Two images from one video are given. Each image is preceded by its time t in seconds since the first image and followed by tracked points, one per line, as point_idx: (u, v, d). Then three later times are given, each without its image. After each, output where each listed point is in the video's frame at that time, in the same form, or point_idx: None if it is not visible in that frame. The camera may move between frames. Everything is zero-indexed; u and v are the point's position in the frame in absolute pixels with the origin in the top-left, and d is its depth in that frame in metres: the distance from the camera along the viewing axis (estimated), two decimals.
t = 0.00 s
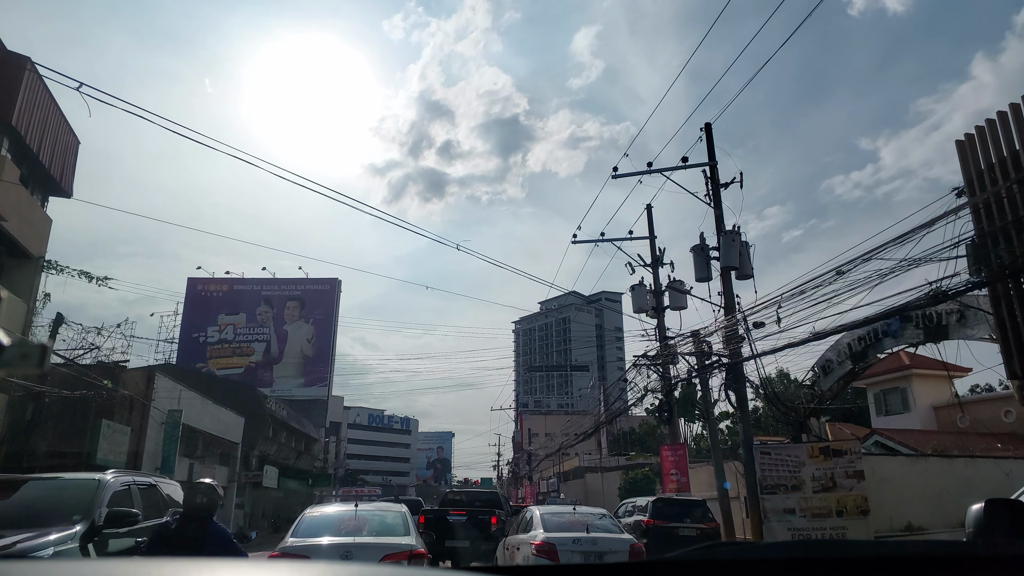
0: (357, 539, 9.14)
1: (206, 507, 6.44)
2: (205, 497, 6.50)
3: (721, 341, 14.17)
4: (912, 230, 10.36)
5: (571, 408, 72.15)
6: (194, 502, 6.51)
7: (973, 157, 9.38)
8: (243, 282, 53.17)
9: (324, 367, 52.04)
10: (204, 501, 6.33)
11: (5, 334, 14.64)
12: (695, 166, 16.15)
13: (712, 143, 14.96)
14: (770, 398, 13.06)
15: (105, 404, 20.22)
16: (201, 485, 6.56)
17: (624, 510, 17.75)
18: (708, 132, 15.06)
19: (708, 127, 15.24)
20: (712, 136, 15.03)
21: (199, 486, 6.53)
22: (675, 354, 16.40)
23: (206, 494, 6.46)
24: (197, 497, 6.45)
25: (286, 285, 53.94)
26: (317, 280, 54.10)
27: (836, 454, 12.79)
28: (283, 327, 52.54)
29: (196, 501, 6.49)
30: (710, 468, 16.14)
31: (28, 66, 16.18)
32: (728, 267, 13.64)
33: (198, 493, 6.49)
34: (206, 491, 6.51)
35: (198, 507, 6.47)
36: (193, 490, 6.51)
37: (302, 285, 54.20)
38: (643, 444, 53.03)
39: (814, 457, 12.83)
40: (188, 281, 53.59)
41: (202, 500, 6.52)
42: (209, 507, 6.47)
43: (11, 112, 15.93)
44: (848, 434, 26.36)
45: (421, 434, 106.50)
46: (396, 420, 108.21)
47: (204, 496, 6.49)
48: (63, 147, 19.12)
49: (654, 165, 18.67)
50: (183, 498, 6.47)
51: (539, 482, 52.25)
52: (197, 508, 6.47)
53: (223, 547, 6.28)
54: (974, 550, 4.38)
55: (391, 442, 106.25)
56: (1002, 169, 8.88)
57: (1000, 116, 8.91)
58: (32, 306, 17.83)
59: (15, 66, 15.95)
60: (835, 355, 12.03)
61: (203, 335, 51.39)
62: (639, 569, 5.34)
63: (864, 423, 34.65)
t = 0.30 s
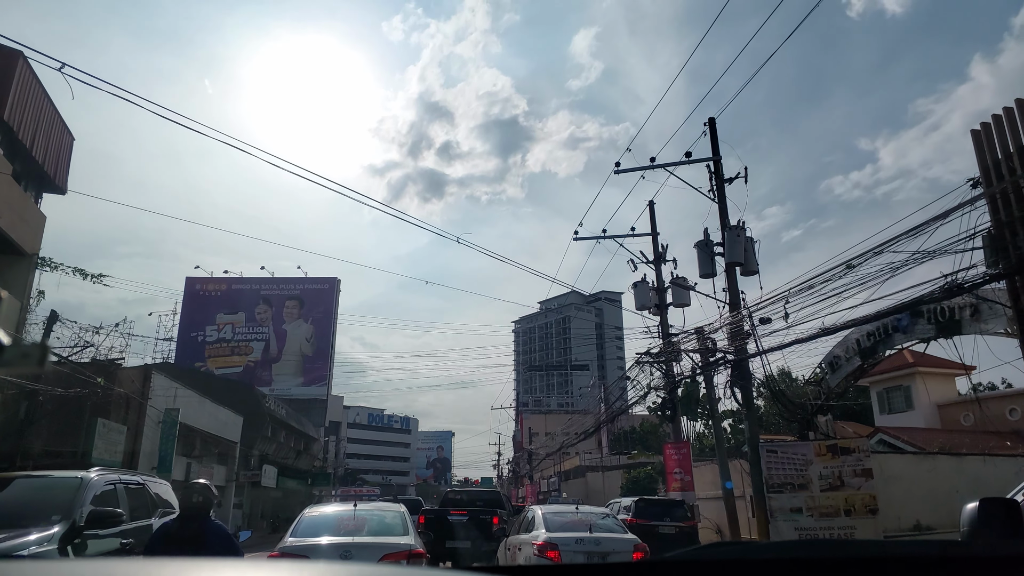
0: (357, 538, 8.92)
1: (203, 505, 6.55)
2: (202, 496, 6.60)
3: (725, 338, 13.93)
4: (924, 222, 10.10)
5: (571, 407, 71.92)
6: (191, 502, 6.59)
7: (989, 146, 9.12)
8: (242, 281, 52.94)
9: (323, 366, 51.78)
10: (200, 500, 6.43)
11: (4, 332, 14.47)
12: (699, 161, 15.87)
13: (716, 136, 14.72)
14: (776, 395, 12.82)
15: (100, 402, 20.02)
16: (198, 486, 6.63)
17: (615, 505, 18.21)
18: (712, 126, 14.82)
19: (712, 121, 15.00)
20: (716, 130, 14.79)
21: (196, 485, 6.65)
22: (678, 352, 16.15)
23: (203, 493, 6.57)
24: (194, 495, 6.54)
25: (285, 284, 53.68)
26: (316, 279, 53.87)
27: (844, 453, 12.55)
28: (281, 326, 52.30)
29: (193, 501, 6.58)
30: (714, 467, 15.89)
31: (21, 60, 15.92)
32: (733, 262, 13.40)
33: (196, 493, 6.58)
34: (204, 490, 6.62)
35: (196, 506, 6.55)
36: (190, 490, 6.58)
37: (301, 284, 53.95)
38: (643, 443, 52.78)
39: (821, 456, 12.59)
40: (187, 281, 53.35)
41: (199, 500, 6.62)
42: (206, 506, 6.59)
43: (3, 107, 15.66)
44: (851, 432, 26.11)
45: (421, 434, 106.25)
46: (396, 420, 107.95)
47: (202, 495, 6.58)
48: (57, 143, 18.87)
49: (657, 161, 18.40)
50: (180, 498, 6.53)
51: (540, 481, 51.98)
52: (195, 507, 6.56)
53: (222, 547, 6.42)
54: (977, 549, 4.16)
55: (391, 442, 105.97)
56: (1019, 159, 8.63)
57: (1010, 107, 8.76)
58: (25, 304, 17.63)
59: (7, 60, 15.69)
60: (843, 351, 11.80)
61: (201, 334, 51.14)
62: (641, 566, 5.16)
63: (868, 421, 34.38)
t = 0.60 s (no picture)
0: (355, 538, 8.68)
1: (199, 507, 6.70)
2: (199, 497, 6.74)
3: (730, 335, 13.67)
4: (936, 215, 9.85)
5: (571, 407, 71.70)
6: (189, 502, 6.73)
7: (1005, 136, 8.87)
8: (241, 280, 52.68)
9: (322, 365, 51.50)
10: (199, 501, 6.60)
11: None
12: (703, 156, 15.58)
13: (721, 130, 14.46)
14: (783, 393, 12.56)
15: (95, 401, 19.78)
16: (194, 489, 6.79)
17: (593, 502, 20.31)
18: (716, 120, 14.56)
19: (716, 115, 14.74)
20: (721, 124, 14.54)
21: (193, 485, 6.78)
22: (681, 350, 15.91)
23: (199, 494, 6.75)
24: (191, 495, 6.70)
25: (283, 283, 53.44)
26: (315, 278, 53.60)
27: (852, 452, 12.29)
28: (280, 325, 52.04)
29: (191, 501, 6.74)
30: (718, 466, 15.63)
31: (13, 52, 15.66)
32: (738, 258, 13.14)
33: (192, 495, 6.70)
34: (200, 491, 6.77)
35: (194, 507, 6.70)
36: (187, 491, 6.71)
37: (300, 283, 53.68)
38: (644, 443, 52.50)
39: (829, 455, 12.34)
40: (185, 280, 53.07)
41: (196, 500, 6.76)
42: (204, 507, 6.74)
43: None
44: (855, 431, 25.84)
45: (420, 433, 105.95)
46: (395, 420, 107.65)
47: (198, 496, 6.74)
48: (51, 137, 18.62)
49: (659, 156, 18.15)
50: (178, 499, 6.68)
51: (540, 481, 51.69)
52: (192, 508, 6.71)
53: (217, 545, 6.60)
54: (981, 549, 3.80)
55: (390, 442, 105.68)
56: None
57: None
58: (18, 300, 17.38)
59: None
60: (852, 349, 11.54)
61: (199, 333, 50.85)
62: (643, 568, 4.86)
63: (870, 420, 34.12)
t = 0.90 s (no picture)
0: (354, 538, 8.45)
1: (197, 507, 6.63)
2: (197, 496, 6.66)
3: (735, 333, 13.42)
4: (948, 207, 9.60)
5: (570, 407, 71.48)
6: (187, 502, 6.64)
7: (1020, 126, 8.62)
8: (239, 279, 52.41)
9: (320, 365, 51.24)
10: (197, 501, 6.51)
11: None
12: (708, 150, 15.33)
13: (725, 123, 14.21)
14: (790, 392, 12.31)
15: (89, 400, 19.53)
16: (192, 488, 6.72)
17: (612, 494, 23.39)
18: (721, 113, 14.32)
19: (721, 108, 14.48)
20: (726, 117, 14.29)
21: (192, 486, 6.72)
22: (684, 347, 15.67)
23: (197, 493, 6.65)
24: (189, 495, 6.64)
25: (282, 283, 53.21)
26: (314, 278, 53.36)
27: (860, 451, 12.05)
28: (279, 325, 51.80)
29: (189, 502, 6.65)
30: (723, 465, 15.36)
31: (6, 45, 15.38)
32: (744, 253, 12.90)
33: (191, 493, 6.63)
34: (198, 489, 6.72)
35: (193, 508, 6.61)
36: (185, 490, 6.63)
37: (299, 283, 53.41)
38: (645, 442, 52.23)
39: (836, 454, 12.10)
40: (183, 279, 52.78)
41: (194, 500, 6.68)
42: (202, 507, 6.65)
43: None
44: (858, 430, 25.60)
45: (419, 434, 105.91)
46: (394, 420, 107.40)
47: (197, 495, 6.66)
48: (45, 132, 18.34)
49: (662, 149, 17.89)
50: (177, 499, 6.60)
51: (540, 481, 51.46)
52: (192, 508, 6.64)
53: (216, 548, 6.54)
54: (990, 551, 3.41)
55: (389, 442, 105.39)
56: None
57: None
58: (11, 297, 17.09)
59: None
60: (860, 345, 11.29)
61: (197, 333, 50.57)
62: (648, 570, 4.60)
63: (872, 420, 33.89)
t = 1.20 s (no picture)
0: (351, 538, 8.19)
1: (193, 507, 6.49)
2: (192, 498, 6.52)
3: (741, 330, 13.17)
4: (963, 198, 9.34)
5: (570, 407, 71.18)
6: (183, 503, 6.48)
7: None
8: (237, 278, 52.11)
9: (319, 365, 50.98)
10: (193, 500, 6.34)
11: None
12: (712, 143, 15.06)
13: (730, 117, 13.96)
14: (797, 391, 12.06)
15: (83, 399, 19.28)
16: (187, 489, 6.56)
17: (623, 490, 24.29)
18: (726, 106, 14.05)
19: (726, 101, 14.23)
20: (730, 111, 14.04)
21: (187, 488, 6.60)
22: (688, 345, 15.43)
23: (193, 495, 6.52)
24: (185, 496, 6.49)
25: (281, 282, 52.91)
26: (312, 277, 53.07)
27: (869, 450, 11.80)
28: (277, 325, 51.52)
29: (184, 503, 6.49)
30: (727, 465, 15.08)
31: None
32: (749, 249, 12.65)
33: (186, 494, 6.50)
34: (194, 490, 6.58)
35: (188, 510, 6.45)
36: (180, 492, 6.48)
37: (297, 282, 53.12)
38: (645, 441, 52.02)
39: (844, 453, 11.86)
40: (181, 278, 52.47)
41: (189, 501, 6.52)
42: (197, 507, 6.51)
43: None
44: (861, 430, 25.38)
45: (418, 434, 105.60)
46: (393, 421, 107.08)
47: (192, 496, 6.52)
48: (38, 127, 18.05)
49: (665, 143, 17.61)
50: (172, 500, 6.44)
51: (540, 481, 51.17)
52: (187, 509, 6.48)
53: (212, 549, 6.35)
54: (976, 550, 3.28)
55: (388, 442, 105.07)
56: None
57: None
58: (3, 294, 16.81)
59: None
60: (870, 342, 11.02)
61: (195, 332, 50.27)
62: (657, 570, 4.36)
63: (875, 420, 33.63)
